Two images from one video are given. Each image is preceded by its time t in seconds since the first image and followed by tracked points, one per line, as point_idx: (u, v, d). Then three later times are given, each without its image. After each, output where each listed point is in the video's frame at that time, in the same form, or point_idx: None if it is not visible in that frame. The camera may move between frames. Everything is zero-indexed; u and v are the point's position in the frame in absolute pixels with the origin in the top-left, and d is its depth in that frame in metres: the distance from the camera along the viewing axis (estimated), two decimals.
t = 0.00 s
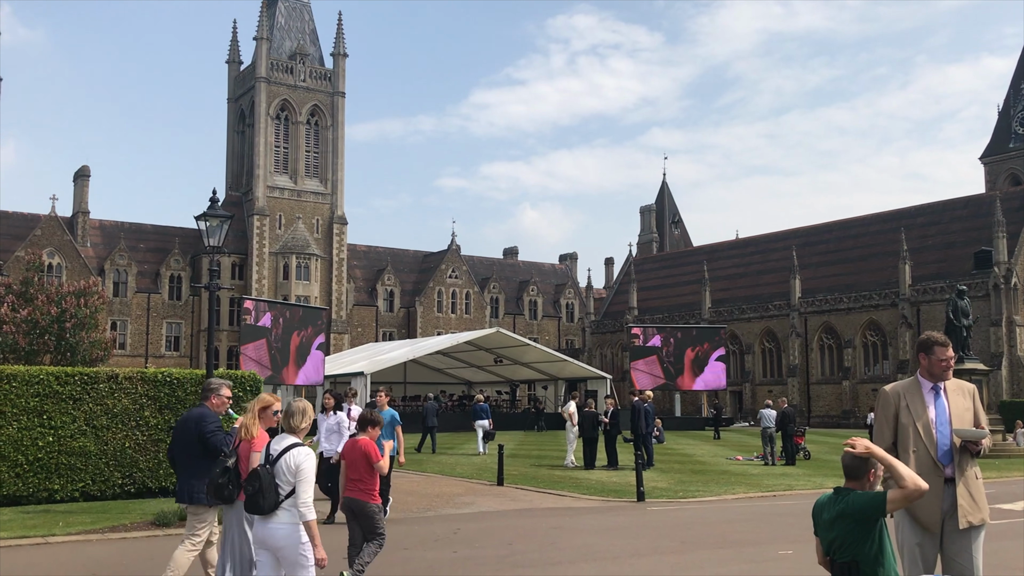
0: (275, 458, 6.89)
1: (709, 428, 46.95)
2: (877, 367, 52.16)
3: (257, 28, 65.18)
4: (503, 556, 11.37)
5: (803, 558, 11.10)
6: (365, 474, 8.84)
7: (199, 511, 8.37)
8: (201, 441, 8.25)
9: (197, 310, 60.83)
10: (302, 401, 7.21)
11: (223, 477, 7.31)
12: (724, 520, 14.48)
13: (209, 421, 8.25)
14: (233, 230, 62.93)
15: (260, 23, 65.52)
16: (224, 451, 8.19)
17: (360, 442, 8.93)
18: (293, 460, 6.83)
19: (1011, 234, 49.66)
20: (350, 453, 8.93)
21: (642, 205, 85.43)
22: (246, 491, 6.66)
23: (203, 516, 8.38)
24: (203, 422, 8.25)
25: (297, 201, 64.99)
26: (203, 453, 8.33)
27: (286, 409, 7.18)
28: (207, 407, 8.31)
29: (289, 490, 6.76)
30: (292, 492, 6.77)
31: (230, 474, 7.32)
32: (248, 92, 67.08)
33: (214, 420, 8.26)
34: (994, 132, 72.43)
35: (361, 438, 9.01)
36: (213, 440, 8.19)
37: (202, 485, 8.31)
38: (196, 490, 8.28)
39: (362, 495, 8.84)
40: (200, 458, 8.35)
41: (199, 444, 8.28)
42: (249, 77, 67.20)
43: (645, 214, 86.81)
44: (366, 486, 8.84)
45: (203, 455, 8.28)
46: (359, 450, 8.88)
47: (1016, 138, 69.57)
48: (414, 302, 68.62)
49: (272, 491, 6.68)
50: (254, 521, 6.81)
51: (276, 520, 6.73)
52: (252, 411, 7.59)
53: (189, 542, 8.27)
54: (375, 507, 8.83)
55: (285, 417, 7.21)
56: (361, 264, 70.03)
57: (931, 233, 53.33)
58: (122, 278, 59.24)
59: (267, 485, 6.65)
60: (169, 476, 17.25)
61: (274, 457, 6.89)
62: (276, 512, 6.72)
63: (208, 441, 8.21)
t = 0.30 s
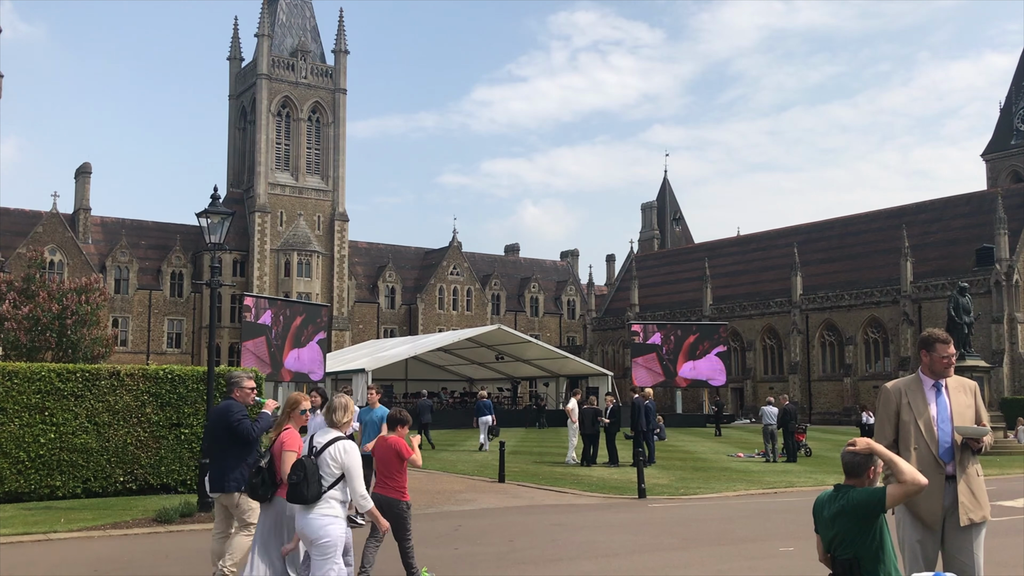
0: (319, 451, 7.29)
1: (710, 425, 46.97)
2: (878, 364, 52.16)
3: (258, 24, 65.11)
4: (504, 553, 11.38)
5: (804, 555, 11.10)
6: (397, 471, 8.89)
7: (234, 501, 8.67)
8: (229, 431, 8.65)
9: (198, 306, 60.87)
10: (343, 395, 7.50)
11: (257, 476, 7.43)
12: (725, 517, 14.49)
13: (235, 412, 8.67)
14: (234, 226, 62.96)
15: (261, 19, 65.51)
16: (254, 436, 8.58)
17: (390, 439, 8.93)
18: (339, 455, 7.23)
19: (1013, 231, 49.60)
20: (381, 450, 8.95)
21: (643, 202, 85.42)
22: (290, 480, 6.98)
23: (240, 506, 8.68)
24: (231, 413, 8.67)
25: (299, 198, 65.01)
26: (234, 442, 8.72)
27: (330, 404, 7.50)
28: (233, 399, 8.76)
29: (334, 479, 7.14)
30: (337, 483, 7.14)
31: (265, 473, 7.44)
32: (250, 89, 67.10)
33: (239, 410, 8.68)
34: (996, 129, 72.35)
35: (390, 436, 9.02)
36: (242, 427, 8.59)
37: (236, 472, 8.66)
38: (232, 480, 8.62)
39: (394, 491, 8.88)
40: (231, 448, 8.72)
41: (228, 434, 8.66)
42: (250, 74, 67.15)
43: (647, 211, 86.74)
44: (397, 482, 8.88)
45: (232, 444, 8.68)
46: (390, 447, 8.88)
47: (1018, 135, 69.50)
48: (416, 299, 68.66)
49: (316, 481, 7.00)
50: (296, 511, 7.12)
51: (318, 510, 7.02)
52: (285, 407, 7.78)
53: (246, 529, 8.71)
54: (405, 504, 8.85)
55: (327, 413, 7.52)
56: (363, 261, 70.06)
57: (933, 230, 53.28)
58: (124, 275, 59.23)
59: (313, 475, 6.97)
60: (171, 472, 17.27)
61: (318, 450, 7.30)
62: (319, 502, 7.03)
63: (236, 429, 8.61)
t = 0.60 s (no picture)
0: (352, 446, 7.35)
1: (710, 421, 47.01)
2: (878, 361, 52.18)
3: (258, 21, 65.09)
4: (503, 549, 11.38)
5: (803, 552, 11.11)
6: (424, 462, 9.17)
7: (263, 498, 8.78)
8: (263, 429, 8.87)
9: (198, 303, 60.87)
10: (371, 390, 7.50)
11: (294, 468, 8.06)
12: (725, 513, 14.49)
13: (267, 411, 8.90)
14: (234, 223, 62.96)
15: (261, 15, 65.46)
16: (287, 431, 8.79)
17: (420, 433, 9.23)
18: (372, 447, 7.31)
19: (1013, 227, 49.57)
20: (411, 443, 9.24)
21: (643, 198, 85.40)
22: (326, 475, 7.04)
23: (269, 503, 8.78)
24: (263, 412, 8.91)
25: (299, 194, 64.99)
26: (266, 440, 8.88)
27: (358, 399, 7.50)
28: (263, 399, 8.98)
29: (368, 472, 7.22)
30: (371, 476, 7.22)
31: (301, 465, 8.05)
32: (250, 85, 67.06)
33: (271, 409, 8.92)
34: (996, 125, 72.30)
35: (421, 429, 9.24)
36: (276, 423, 8.81)
37: (268, 468, 8.80)
38: (264, 474, 8.78)
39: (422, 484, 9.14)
40: (262, 445, 8.86)
41: (262, 431, 8.87)
42: (250, 70, 67.08)
43: (647, 207, 86.73)
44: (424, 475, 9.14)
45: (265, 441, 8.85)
46: (419, 441, 9.18)
47: (1019, 132, 69.46)
48: (416, 296, 68.68)
49: (352, 475, 7.07)
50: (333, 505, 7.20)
51: (354, 503, 7.10)
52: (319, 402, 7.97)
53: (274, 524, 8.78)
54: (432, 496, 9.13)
55: (356, 407, 7.52)
56: (363, 257, 70.02)
57: (933, 226, 53.25)
58: (123, 271, 59.22)
59: (348, 469, 7.04)
60: (171, 469, 17.26)
61: (350, 444, 7.37)
62: (354, 497, 7.10)
63: (269, 426, 8.84)
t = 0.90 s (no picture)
0: (387, 440, 7.34)
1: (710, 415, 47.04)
2: (879, 353, 52.18)
3: (258, 14, 64.98)
4: (504, 542, 11.40)
5: (804, 544, 11.12)
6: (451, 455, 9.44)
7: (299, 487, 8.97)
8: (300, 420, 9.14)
9: (199, 298, 60.89)
10: (406, 386, 7.47)
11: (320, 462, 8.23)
12: (726, 506, 14.50)
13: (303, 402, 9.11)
14: (234, 217, 62.92)
15: (261, 9, 65.34)
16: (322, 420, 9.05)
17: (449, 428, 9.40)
18: (404, 442, 7.28)
19: (1015, 219, 49.51)
20: (437, 437, 9.52)
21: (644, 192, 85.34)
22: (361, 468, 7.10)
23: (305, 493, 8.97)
24: (298, 404, 9.12)
25: (299, 188, 64.95)
26: (304, 429, 9.20)
27: (394, 394, 7.47)
28: (297, 389, 9.18)
29: (399, 470, 7.17)
30: (403, 471, 7.18)
31: (327, 458, 8.23)
32: (250, 79, 66.98)
33: (306, 399, 9.13)
34: (997, 118, 72.18)
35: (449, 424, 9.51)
36: (312, 412, 9.09)
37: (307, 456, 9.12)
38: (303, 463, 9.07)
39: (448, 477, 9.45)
40: (300, 434, 9.20)
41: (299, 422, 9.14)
42: (250, 64, 67.03)
43: (647, 201, 86.66)
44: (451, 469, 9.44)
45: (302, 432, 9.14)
46: (446, 435, 9.43)
47: (1020, 124, 69.36)
48: (416, 290, 68.68)
49: (385, 469, 7.11)
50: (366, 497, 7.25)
51: (386, 496, 7.15)
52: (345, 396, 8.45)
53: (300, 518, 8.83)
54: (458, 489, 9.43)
55: (391, 402, 7.48)
56: (363, 251, 69.99)
57: (934, 219, 53.21)
58: (124, 266, 59.26)
59: (380, 463, 7.09)
60: (172, 463, 17.27)
61: (386, 439, 7.35)
62: (387, 490, 7.15)
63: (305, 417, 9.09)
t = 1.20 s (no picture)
0: (432, 435, 7.60)
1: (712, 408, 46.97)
2: (882, 346, 52.08)
3: (258, 9, 64.84)
4: (507, 537, 11.37)
5: (807, 538, 11.08)
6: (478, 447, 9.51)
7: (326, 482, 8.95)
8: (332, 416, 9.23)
9: (200, 293, 60.90)
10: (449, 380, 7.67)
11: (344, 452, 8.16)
12: (730, 500, 14.46)
13: (335, 399, 9.23)
14: (235, 213, 62.87)
15: (261, 4, 65.22)
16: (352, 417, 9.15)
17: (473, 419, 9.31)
18: (451, 436, 7.56)
19: (1018, 211, 49.34)
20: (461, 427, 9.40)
21: (646, 185, 85.20)
22: (409, 462, 7.29)
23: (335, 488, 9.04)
24: (330, 400, 9.22)
25: (300, 183, 64.88)
26: (333, 425, 9.29)
27: (439, 388, 7.63)
28: (328, 386, 9.32)
29: (447, 462, 7.45)
30: (449, 465, 7.46)
31: (349, 450, 8.17)
32: (250, 74, 66.86)
33: (338, 396, 9.26)
34: (1000, 109, 71.91)
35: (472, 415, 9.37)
36: (344, 408, 9.16)
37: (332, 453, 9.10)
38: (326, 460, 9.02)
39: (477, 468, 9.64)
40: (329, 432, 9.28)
41: (330, 418, 9.23)
42: (251, 59, 66.89)
43: (649, 194, 86.51)
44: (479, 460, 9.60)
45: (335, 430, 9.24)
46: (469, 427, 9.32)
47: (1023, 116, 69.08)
48: (418, 285, 68.60)
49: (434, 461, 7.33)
50: (412, 490, 7.45)
51: (434, 488, 7.36)
52: (371, 387, 8.22)
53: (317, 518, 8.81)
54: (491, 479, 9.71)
55: (437, 396, 7.66)
56: (364, 246, 69.93)
57: (937, 212, 53.08)
58: (126, 262, 59.28)
59: (430, 456, 7.30)
60: (174, 459, 17.28)
61: (431, 432, 7.61)
62: (435, 481, 7.37)
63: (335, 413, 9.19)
